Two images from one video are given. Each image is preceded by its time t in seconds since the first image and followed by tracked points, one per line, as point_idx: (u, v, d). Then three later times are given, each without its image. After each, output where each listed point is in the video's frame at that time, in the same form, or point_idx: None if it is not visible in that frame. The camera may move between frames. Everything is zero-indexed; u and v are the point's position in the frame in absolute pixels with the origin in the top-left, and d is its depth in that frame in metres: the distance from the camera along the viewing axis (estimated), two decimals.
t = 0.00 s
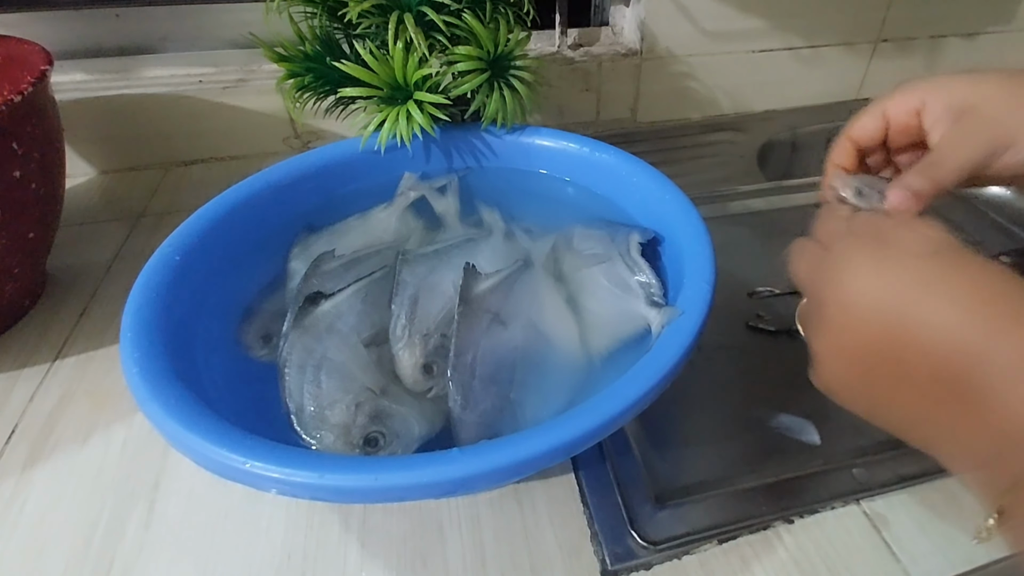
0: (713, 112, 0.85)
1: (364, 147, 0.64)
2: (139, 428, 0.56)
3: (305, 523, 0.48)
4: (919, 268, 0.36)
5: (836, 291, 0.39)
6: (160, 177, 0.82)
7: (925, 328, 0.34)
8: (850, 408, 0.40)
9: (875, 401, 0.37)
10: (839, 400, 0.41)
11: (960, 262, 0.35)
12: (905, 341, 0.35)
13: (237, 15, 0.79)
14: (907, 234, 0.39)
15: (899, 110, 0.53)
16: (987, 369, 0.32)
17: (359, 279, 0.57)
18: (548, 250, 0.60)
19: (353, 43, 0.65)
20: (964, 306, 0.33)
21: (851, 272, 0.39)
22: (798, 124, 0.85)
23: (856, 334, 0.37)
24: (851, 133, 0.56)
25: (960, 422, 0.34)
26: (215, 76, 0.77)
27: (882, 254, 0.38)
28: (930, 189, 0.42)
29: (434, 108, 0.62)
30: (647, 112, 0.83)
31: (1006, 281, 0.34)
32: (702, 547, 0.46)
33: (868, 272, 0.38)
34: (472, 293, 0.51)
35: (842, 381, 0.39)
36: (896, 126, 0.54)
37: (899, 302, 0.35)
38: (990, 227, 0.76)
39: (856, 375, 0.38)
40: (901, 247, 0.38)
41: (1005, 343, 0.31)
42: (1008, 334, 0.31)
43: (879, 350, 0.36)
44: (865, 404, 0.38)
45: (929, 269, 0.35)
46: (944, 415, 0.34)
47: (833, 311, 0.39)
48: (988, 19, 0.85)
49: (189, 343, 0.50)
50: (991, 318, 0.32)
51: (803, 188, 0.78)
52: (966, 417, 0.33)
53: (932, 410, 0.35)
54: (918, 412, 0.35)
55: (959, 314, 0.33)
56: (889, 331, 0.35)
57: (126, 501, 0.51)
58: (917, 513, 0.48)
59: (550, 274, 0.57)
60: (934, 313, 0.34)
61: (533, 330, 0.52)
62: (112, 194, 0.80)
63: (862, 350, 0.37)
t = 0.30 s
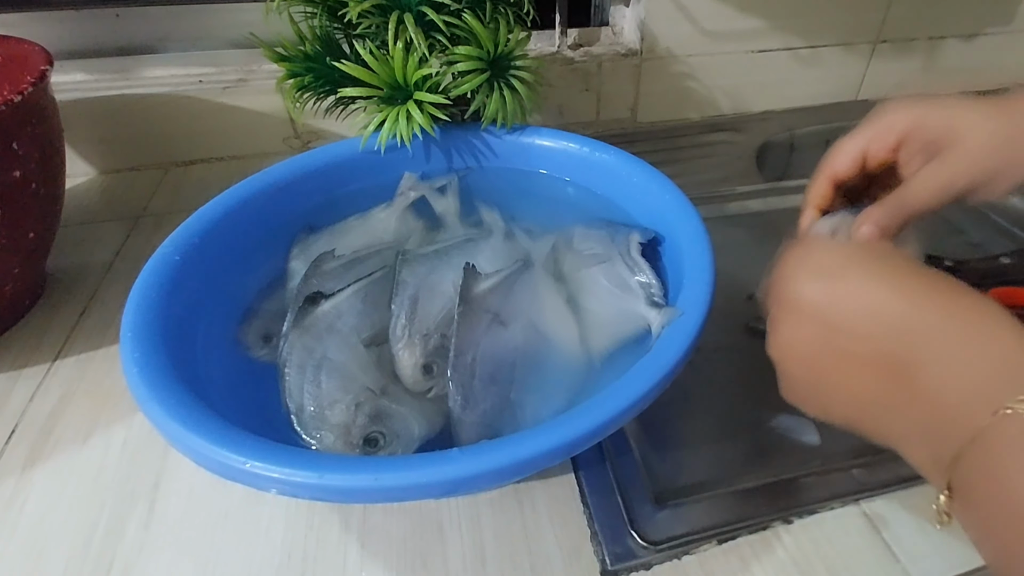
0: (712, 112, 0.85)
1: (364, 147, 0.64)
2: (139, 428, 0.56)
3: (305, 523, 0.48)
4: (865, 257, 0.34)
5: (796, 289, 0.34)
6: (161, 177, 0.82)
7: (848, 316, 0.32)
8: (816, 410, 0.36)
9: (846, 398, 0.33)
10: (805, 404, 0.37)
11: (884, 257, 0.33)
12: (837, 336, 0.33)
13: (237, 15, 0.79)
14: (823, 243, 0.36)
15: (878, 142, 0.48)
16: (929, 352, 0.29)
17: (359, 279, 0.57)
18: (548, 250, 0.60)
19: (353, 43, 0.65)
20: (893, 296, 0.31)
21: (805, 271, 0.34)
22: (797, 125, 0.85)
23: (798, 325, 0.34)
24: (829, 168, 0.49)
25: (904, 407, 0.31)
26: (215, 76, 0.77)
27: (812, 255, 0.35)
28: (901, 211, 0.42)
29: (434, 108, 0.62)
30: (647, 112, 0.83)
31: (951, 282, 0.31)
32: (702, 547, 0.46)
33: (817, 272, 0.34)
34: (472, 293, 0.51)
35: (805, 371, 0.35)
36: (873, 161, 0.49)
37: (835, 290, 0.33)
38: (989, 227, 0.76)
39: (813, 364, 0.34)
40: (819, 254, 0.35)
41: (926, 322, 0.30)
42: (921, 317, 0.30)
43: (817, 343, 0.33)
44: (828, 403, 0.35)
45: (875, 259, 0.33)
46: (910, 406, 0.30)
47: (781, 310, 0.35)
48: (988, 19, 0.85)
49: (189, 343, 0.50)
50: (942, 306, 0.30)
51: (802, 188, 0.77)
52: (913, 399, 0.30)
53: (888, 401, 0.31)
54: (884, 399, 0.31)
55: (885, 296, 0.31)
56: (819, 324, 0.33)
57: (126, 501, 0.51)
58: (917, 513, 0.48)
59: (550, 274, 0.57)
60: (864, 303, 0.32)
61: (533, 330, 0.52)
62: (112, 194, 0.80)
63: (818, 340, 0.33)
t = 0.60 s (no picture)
0: (712, 112, 0.85)
1: (364, 147, 0.64)
2: (139, 428, 0.56)
3: (304, 523, 0.48)
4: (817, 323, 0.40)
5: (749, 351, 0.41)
6: (161, 177, 0.82)
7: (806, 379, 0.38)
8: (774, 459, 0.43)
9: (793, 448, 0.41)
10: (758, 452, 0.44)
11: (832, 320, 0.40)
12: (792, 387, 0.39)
13: (237, 15, 0.79)
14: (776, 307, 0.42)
15: (832, 150, 0.53)
16: (877, 418, 0.35)
17: (359, 279, 0.57)
18: (548, 250, 0.60)
19: (353, 43, 0.65)
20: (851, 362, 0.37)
21: (756, 335, 0.42)
22: (797, 124, 0.85)
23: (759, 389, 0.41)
24: (791, 176, 0.54)
25: (856, 465, 0.37)
26: (215, 76, 0.77)
27: (769, 320, 0.42)
28: (851, 237, 0.47)
29: (434, 108, 0.62)
30: (647, 112, 0.83)
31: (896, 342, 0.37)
32: (702, 547, 0.46)
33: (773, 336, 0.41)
34: (472, 293, 0.51)
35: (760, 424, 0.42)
36: (832, 168, 0.54)
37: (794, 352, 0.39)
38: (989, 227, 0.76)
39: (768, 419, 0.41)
40: (772, 321, 0.42)
41: (875, 382, 0.36)
42: (871, 388, 0.36)
43: (778, 400, 0.40)
44: (781, 452, 0.42)
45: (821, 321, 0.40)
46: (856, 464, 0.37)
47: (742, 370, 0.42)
48: (988, 19, 0.85)
49: (189, 343, 0.50)
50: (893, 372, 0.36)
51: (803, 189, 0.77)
52: (862, 457, 0.36)
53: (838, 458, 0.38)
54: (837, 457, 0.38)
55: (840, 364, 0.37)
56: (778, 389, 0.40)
57: (127, 500, 0.51)
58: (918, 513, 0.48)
59: (550, 274, 0.57)
60: (821, 369, 0.38)
61: (533, 330, 0.52)
62: (112, 194, 0.80)
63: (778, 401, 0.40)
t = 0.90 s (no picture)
0: (712, 112, 0.85)
1: (364, 147, 0.64)
2: (139, 428, 0.56)
3: (305, 523, 0.48)
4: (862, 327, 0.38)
5: (791, 360, 0.39)
6: (160, 177, 0.82)
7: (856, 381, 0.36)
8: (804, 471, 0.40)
9: (827, 460, 0.37)
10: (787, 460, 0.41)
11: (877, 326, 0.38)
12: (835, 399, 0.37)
13: (237, 15, 0.79)
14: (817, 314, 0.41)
15: (838, 176, 0.52)
16: (935, 425, 0.33)
17: (359, 279, 0.57)
18: (548, 250, 0.60)
19: (353, 43, 0.65)
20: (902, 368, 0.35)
21: (797, 342, 0.40)
22: (797, 125, 0.85)
23: (803, 395, 0.38)
24: (790, 198, 0.54)
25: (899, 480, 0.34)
26: (215, 76, 0.77)
27: (802, 322, 0.41)
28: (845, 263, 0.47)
29: (434, 108, 0.62)
30: (646, 112, 0.83)
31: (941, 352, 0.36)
32: (702, 547, 0.46)
33: (816, 340, 0.39)
34: (472, 293, 0.51)
35: (795, 436, 0.39)
36: (833, 194, 0.54)
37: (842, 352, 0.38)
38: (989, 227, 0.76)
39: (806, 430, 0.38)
40: (818, 328, 0.40)
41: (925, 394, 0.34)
42: (932, 396, 0.34)
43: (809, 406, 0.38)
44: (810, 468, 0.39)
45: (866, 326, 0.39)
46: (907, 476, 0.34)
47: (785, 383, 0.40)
48: (988, 19, 0.85)
49: (189, 343, 0.50)
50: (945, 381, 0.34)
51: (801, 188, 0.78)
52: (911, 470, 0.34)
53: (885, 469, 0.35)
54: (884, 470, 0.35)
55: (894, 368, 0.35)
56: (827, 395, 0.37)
57: (127, 500, 0.51)
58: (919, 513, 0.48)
59: (551, 274, 0.57)
60: (871, 373, 0.36)
61: (533, 330, 0.52)
62: (112, 194, 0.80)
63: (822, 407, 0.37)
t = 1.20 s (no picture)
0: (713, 112, 0.85)
1: (364, 147, 0.64)
2: (139, 428, 0.56)
3: (305, 523, 0.48)
4: (858, 328, 0.37)
5: (784, 374, 0.39)
6: (161, 177, 0.82)
7: (856, 382, 0.36)
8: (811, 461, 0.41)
9: (836, 454, 0.39)
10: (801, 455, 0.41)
11: (876, 323, 0.37)
12: (839, 402, 0.36)
13: (237, 15, 0.79)
14: (814, 322, 0.38)
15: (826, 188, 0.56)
16: (937, 422, 0.33)
17: (359, 279, 0.57)
18: (548, 250, 0.60)
19: (353, 43, 0.65)
20: (901, 366, 0.35)
21: (788, 354, 0.39)
22: (797, 124, 0.85)
23: (805, 405, 0.38)
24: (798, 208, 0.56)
25: (916, 471, 0.35)
26: (215, 76, 0.77)
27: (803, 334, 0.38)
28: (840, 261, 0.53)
29: (434, 108, 0.62)
30: (646, 112, 0.83)
31: (936, 340, 0.36)
32: (703, 546, 0.46)
33: (803, 349, 0.38)
34: (472, 293, 0.51)
35: (802, 438, 0.40)
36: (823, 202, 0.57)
37: (835, 358, 0.36)
38: (989, 226, 0.76)
39: (812, 432, 0.39)
40: (812, 337, 0.38)
41: (928, 394, 0.34)
42: (931, 390, 0.33)
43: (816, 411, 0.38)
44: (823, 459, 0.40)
45: (864, 329, 0.37)
46: (916, 470, 0.35)
47: (779, 394, 0.39)
48: (988, 18, 0.85)
49: (189, 344, 0.50)
50: (946, 372, 0.34)
51: (800, 188, 0.79)
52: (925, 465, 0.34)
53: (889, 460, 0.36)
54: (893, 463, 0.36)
55: (890, 366, 0.35)
56: (825, 401, 0.37)
57: (127, 500, 0.51)
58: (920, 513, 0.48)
59: (551, 274, 0.57)
60: (869, 368, 0.35)
61: (533, 330, 0.52)
62: (112, 194, 0.80)
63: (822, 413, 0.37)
